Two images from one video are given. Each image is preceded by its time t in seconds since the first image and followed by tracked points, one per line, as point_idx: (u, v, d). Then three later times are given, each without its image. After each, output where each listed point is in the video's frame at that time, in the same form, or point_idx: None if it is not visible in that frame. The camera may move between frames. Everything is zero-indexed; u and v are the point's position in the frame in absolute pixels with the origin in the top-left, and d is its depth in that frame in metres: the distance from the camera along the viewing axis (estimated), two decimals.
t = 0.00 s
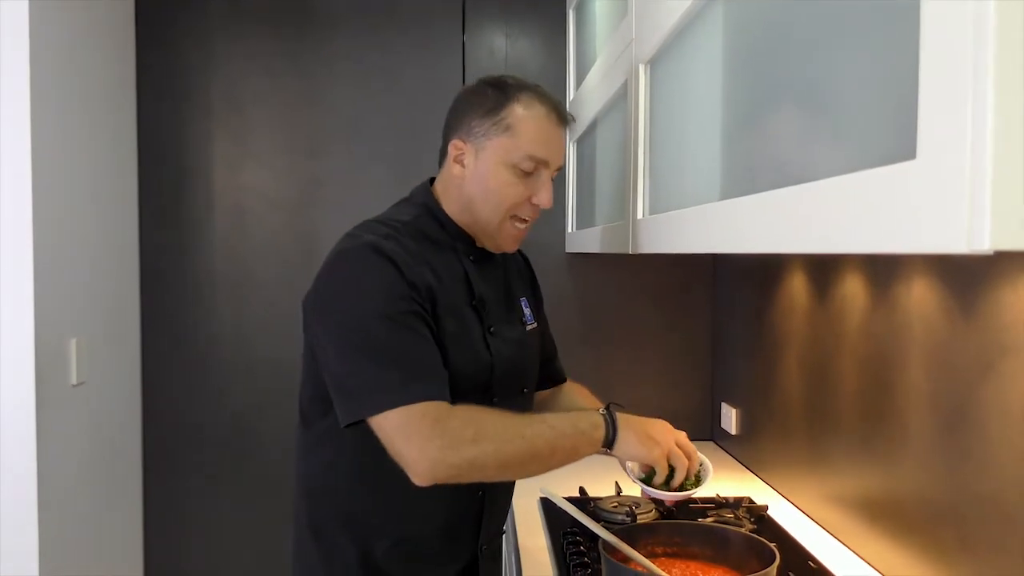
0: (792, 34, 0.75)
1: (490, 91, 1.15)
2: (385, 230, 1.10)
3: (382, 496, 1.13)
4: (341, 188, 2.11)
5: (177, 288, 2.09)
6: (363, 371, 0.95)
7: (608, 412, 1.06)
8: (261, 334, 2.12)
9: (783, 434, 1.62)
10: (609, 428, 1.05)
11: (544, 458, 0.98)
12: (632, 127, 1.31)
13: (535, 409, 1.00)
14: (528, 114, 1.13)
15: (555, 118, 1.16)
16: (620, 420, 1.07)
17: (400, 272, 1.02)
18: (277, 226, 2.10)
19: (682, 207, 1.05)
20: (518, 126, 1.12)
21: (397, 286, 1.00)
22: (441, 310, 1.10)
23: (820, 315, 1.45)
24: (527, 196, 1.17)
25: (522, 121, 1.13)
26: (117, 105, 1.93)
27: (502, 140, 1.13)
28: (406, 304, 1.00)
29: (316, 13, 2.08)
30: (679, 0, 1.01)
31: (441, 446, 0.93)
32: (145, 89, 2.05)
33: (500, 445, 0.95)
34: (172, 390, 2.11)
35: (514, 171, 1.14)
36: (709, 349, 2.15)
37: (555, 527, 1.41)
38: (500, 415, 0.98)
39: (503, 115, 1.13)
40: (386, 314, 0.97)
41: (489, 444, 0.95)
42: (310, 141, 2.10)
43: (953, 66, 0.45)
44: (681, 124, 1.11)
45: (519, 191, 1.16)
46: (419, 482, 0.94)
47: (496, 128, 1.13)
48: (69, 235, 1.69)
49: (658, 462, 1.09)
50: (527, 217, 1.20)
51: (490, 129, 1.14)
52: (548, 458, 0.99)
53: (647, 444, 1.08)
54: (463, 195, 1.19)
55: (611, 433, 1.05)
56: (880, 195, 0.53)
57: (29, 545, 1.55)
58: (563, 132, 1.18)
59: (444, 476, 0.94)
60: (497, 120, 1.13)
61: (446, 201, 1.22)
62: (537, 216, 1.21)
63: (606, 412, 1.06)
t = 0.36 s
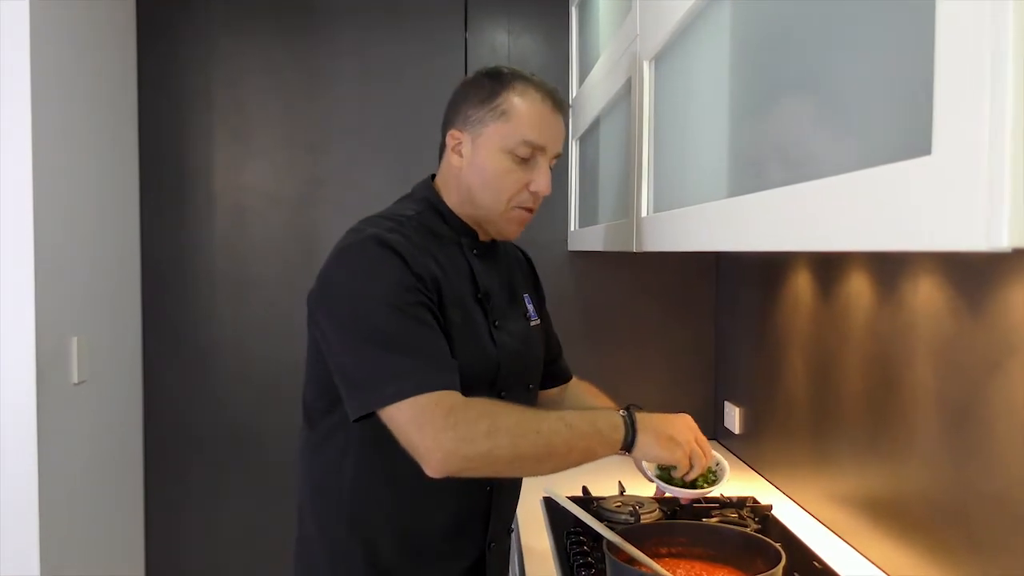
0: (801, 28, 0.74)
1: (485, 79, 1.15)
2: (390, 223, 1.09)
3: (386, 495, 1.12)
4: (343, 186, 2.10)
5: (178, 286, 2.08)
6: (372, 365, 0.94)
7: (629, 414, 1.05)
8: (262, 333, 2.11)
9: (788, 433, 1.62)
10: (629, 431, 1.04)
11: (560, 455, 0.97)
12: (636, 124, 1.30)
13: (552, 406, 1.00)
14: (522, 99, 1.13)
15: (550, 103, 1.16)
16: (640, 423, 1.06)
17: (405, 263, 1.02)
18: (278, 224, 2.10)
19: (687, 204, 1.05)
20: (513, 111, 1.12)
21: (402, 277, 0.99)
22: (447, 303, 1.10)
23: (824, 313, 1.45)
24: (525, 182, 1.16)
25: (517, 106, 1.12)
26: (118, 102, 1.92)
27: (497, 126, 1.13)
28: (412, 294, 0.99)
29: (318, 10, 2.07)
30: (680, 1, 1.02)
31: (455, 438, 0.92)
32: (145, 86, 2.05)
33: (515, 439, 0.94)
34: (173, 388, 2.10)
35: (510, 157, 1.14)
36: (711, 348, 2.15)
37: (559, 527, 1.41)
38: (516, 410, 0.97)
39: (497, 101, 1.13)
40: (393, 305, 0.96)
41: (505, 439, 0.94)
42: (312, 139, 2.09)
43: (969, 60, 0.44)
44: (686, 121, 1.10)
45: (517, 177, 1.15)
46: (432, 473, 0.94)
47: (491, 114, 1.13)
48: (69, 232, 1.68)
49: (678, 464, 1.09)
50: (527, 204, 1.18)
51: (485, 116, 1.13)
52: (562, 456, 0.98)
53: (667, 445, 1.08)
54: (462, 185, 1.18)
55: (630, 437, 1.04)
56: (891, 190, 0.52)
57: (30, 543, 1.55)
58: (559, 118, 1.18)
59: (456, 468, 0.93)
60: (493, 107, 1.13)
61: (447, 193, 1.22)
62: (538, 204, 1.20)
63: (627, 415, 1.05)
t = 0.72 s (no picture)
0: (803, 28, 0.74)
1: (485, 79, 1.15)
2: (394, 223, 1.09)
3: (386, 496, 1.12)
4: (343, 186, 2.10)
5: (178, 285, 2.08)
6: (376, 365, 0.94)
7: (639, 413, 1.01)
8: (262, 334, 2.11)
9: (789, 434, 1.62)
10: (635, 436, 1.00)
11: (562, 458, 0.96)
12: (637, 124, 1.30)
13: (558, 408, 0.98)
14: (518, 95, 1.12)
15: (550, 100, 1.15)
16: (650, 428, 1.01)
17: (411, 263, 1.01)
18: (279, 224, 2.09)
19: (688, 204, 1.05)
20: (508, 108, 1.12)
21: (406, 277, 0.99)
22: (452, 304, 1.09)
23: (826, 314, 1.44)
24: (525, 179, 1.15)
25: (514, 102, 1.12)
26: (119, 102, 1.92)
27: (494, 123, 1.13)
28: (417, 294, 0.99)
29: (318, 10, 2.07)
30: (680, 0, 1.02)
31: (454, 441, 0.92)
32: (146, 86, 2.04)
33: (515, 442, 0.93)
34: (173, 388, 2.10)
35: (508, 153, 1.13)
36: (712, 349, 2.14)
37: (559, 527, 1.41)
38: (519, 412, 0.96)
39: (495, 99, 1.13)
40: (398, 305, 0.96)
41: (504, 441, 0.93)
42: (312, 139, 2.09)
43: (973, 60, 0.44)
44: (687, 122, 1.10)
45: (516, 173, 1.14)
46: (434, 473, 0.94)
47: (488, 112, 1.13)
48: (69, 233, 1.68)
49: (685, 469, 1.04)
50: (529, 202, 1.17)
51: (483, 115, 1.14)
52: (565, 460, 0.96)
53: (678, 453, 1.03)
54: (464, 185, 1.18)
55: (635, 442, 1.00)
56: (894, 189, 0.52)
57: (30, 544, 1.54)
58: (560, 115, 1.17)
59: (455, 470, 0.93)
60: (490, 104, 1.13)
61: (451, 195, 1.22)
62: (541, 203, 1.18)
63: (637, 413, 1.01)
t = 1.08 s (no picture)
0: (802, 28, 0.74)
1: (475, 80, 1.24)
2: (395, 223, 1.09)
3: (388, 494, 1.12)
4: (342, 185, 2.10)
5: (179, 284, 2.08)
6: (374, 367, 0.94)
7: (624, 424, 1.01)
8: (261, 333, 2.11)
9: (788, 433, 1.62)
10: (621, 446, 1.00)
11: (549, 468, 0.96)
12: (636, 124, 1.30)
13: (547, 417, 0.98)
14: (487, 85, 1.16)
15: (524, 93, 1.17)
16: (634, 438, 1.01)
17: (411, 266, 1.01)
18: (279, 223, 2.09)
19: (687, 203, 1.05)
20: (480, 94, 1.16)
21: (405, 278, 0.99)
22: (453, 304, 1.09)
23: (825, 312, 1.45)
24: (487, 168, 1.16)
25: (481, 92, 1.17)
26: (118, 101, 1.92)
27: (464, 113, 1.18)
28: (416, 296, 0.99)
29: (318, 9, 2.07)
30: None
31: (444, 451, 0.93)
32: (145, 85, 2.04)
33: (502, 453, 0.94)
34: (173, 387, 2.10)
35: (471, 140, 1.17)
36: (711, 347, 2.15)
37: (559, 526, 1.41)
38: (508, 420, 0.97)
39: (469, 92, 1.19)
40: (396, 308, 0.96)
41: (491, 452, 0.94)
42: (312, 138, 2.09)
43: (971, 60, 0.44)
44: (687, 121, 1.10)
45: (478, 161, 1.17)
46: (425, 481, 0.95)
47: (463, 104, 1.19)
48: (69, 232, 1.68)
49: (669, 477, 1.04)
50: (493, 194, 1.17)
51: (459, 107, 1.20)
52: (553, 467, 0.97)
53: (661, 461, 1.03)
54: (445, 176, 1.23)
55: (621, 452, 1.00)
56: (893, 189, 0.52)
57: (31, 543, 1.55)
58: (536, 110, 1.18)
59: (446, 478, 0.94)
60: (467, 98, 1.20)
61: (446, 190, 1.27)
62: (507, 196, 1.17)
63: (622, 425, 1.00)
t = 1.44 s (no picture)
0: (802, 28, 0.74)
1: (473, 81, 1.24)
2: (396, 223, 1.10)
3: (388, 493, 1.12)
4: (343, 185, 2.10)
5: (179, 284, 2.08)
6: (375, 367, 0.94)
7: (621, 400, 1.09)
8: (262, 333, 2.11)
9: (788, 432, 1.62)
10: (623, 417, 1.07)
11: (559, 448, 0.99)
12: (636, 124, 1.30)
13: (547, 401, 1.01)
14: (486, 86, 1.17)
15: (523, 95, 1.17)
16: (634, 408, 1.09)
17: (413, 265, 1.02)
18: (279, 223, 2.10)
19: (687, 203, 1.05)
20: (480, 97, 1.17)
21: (407, 277, 0.99)
22: (454, 304, 1.10)
23: (825, 312, 1.45)
24: (487, 170, 1.16)
25: (480, 93, 1.17)
26: (119, 101, 1.93)
27: (463, 115, 1.19)
28: (418, 296, 0.99)
29: (318, 9, 2.07)
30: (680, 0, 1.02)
31: (459, 441, 0.93)
32: (146, 85, 2.05)
33: (517, 436, 0.96)
34: (173, 386, 2.10)
35: (471, 142, 1.17)
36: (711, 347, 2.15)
37: (559, 526, 1.41)
38: (513, 408, 0.99)
39: (468, 93, 1.19)
40: (397, 307, 0.96)
41: (506, 437, 0.96)
42: (313, 138, 2.09)
43: (969, 59, 0.45)
44: (687, 121, 1.10)
45: (478, 163, 1.17)
46: (438, 477, 0.95)
47: (462, 106, 1.20)
48: (70, 232, 1.68)
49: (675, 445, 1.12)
50: (493, 196, 1.17)
51: (459, 109, 1.20)
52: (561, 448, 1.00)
53: (663, 426, 1.11)
54: (445, 178, 1.23)
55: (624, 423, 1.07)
56: (893, 189, 0.52)
57: (32, 542, 1.55)
58: (536, 111, 1.18)
59: (461, 470, 0.94)
60: (465, 100, 1.20)
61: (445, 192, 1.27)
62: (507, 199, 1.18)
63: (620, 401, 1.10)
